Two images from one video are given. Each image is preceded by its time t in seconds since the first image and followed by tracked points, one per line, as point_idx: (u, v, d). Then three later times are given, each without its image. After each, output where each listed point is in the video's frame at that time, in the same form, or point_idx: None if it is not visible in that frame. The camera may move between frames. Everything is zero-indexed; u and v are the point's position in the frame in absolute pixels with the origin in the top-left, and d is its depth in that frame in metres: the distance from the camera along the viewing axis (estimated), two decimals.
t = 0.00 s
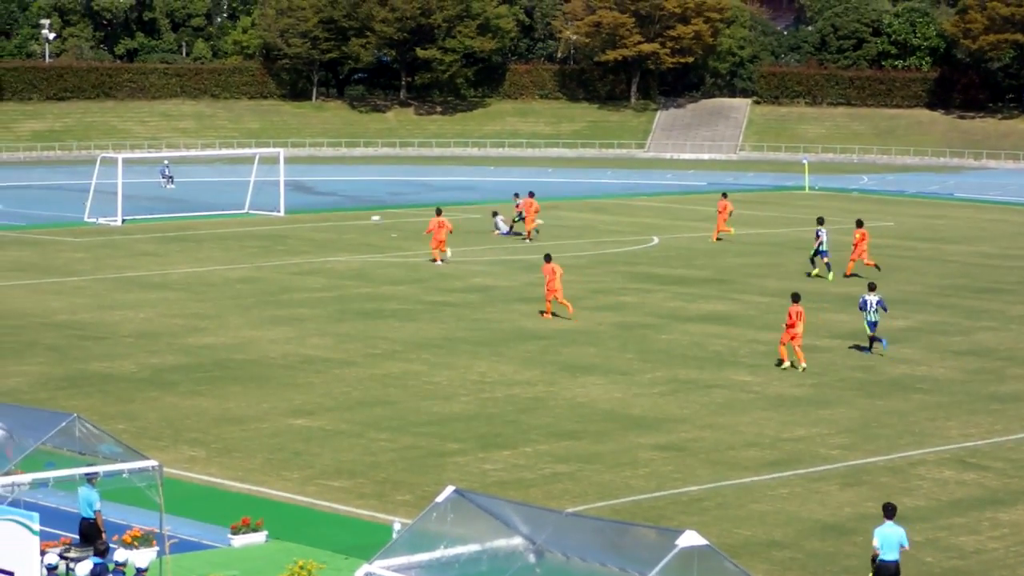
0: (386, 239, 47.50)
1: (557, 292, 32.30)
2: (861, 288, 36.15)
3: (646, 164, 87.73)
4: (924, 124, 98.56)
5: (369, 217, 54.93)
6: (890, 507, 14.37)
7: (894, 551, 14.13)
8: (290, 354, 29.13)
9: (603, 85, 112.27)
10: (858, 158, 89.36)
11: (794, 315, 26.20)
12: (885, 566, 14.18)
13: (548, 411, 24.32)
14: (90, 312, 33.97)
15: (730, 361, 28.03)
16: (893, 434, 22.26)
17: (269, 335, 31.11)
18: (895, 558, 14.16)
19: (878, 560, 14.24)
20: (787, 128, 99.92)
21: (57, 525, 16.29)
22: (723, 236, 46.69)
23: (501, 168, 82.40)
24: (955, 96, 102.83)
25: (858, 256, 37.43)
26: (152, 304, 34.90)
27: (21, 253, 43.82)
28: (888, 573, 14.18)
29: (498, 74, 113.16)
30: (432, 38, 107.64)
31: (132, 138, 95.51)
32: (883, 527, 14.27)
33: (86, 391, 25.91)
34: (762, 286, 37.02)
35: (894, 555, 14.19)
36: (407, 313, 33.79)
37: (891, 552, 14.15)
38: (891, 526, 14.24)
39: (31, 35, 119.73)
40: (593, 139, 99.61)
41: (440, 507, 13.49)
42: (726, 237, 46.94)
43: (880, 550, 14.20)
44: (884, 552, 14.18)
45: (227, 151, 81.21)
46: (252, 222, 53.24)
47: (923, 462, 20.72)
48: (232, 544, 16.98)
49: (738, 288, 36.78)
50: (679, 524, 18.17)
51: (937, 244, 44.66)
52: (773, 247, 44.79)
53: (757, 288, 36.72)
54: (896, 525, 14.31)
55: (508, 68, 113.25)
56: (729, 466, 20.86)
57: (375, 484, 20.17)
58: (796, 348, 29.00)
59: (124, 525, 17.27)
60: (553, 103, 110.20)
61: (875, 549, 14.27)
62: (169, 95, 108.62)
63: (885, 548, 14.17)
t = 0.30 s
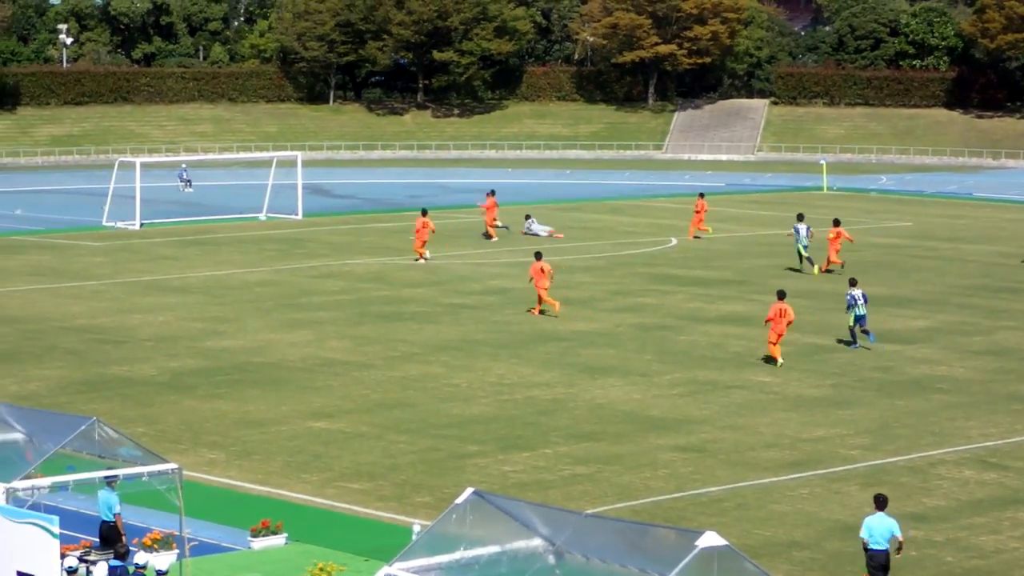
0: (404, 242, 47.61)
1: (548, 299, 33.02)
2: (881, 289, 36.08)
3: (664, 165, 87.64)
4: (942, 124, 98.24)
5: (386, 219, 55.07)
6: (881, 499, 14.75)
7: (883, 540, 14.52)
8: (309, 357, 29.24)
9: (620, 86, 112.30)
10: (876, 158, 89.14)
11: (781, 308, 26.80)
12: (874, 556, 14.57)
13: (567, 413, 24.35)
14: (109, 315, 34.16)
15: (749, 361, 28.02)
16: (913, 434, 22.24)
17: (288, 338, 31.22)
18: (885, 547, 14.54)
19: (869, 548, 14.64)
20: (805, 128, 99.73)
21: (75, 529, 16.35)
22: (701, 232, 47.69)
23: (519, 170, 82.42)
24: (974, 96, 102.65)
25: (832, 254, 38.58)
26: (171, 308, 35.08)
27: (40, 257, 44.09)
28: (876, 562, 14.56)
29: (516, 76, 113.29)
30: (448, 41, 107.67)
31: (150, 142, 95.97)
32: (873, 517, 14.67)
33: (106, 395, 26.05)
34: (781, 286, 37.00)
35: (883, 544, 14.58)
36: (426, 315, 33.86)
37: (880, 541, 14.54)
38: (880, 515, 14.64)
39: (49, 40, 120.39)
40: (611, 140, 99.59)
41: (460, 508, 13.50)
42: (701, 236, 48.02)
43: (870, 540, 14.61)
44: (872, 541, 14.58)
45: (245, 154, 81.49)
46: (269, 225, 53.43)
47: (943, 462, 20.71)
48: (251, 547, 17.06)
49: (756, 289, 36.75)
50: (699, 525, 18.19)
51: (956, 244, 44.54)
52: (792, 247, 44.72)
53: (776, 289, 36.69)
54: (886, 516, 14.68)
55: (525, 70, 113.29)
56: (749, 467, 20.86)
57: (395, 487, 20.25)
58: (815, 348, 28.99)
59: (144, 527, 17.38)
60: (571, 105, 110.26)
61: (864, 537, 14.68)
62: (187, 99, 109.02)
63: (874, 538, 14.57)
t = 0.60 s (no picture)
0: (427, 246, 47.73)
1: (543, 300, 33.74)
2: (904, 294, 35.96)
3: (688, 170, 87.58)
4: (966, 129, 97.87)
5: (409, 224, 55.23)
6: (879, 498, 14.95)
7: (884, 540, 14.71)
8: (332, 361, 29.35)
9: (644, 91, 112.43)
10: (900, 163, 88.81)
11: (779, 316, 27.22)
12: (873, 555, 14.76)
13: (590, 418, 24.38)
14: (132, 319, 34.37)
15: (772, 366, 28.01)
16: (936, 439, 22.19)
17: (312, 342, 31.35)
18: (884, 547, 14.74)
19: (868, 548, 14.81)
20: (829, 133, 99.46)
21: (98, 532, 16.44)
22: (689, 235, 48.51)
23: (542, 175, 82.51)
24: (998, 101, 102.30)
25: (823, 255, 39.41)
26: (195, 312, 35.28)
27: (64, 261, 44.36)
28: (875, 562, 14.75)
29: (540, 80, 113.39)
30: (472, 45, 107.79)
31: (173, 146, 96.41)
32: (874, 517, 14.83)
33: (129, 398, 26.21)
34: (804, 291, 36.94)
35: (883, 544, 14.77)
36: (449, 319, 33.93)
37: (881, 541, 14.74)
38: (880, 515, 14.82)
39: (75, 45, 121.12)
40: (634, 145, 99.54)
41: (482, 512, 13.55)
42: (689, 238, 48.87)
43: (873, 539, 14.77)
44: (874, 541, 14.75)
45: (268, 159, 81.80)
46: (292, 229, 53.65)
47: (967, 467, 20.66)
48: (275, 552, 17.13)
49: (780, 294, 36.66)
50: (722, 530, 18.21)
51: (980, 249, 44.36)
52: (816, 252, 44.61)
53: (799, 293, 36.62)
54: (884, 515, 14.91)
55: (548, 74, 113.30)
56: (771, 473, 20.84)
57: (417, 491, 20.33)
58: (839, 353, 28.94)
59: (167, 531, 17.51)
60: (594, 110, 110.31)
61: (865, 537, 14.84)
62: (211, 103, 109.56)
63: (877, 537, 14.74)
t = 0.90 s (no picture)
0: (430, 252, 47.65)
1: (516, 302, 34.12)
2: (907, 298, 35.91)
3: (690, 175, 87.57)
4: (969, 134, 97.81)
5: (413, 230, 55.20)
6: (856, 505, 15.10)
7: (862, 544, 14.81)
8: (335, 368, 29.32)
9: (647, 96, 112.47)
10: (903, 168, 88.78)
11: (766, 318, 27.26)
12: (850, 560, 14.82)
13: (592, 424, 24.34)
14: (135, 326, 34.36)
15: (775, 371, 27.96)
16: (939, 444, 22.14)
17: (314, 349, 31.31)
18: (861, 552, 14.83)
19: (844, 553, 14.88)
20: (832, 138, 99.45)
21: (101, 539, 16.42)
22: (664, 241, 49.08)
23: (545, 180, 82.51)
24: (1002, 105, 102.35)
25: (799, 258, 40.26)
26: (197, 318, 35.25)
27: (67, 268, 44.38)
28: (852, 566, 14.81)
29: (543, 86, 113.30)
30: (475, 51, 107.76)
31: (177, 153, 96.43)
32: (850, 523, 14.94)
33: (132, 406, 26.19)
34: (807, 296, 36.90)
35: (859, 549, 14.86)
36: (451, 325, 33.90)
37: (858, 547, 14.83)
38: (858, 521, 14.95)
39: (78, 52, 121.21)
40: (637, 150, 99.53)
41: (484, 518, 13.47)
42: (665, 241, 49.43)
43: (848, 545, 14.86)
44: (850, 546, 14.85)
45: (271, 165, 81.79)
46: (295, 236, 53.65)
47: (970, 472, 20.60)
48: (277, 558, 17.10)
49: (783, 299, 36.59)
50: (724, 536, 18.15)
51: (983, 253, 44.31)
52: (819, 257, 44.58)
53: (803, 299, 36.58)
54: (860, 522, 15.05)
55: (551, 80, 113.29)
56: (774, 478, 20.79)
57: (419, 497, 20.28)
58: (842, 359, 28.91)
59: (169, 538, 17.48)
60: (598, 115, 110.31)
61: (841, 543, 14.93)
62: (214, 110, 109.61)
63: (852, 543, 14.84)
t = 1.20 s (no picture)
0: (404, 258, 47.57)
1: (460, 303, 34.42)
2: (877, 305, 36.06)
3: (663, 181, 87.81)
4: (941, 141, 98.48)
5: (387, 235, 55.08)
6: (807, 509, 15.03)
7: (813, 547, 14.71)
8: (307, 373, 29.19)
9: (620, 102, 112.77)
10: (875, 174, 89.28)
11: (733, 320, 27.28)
12: (802, 564, 14.73)
13: (565, 429, 24.29)
14: (107, 331, 34.14)
15: (747, 377, 28.00)
16: (910, 450, 22.20)
17: (287, 354, 31.17)
18: (813, 556, 14.73)
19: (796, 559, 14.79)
20: (804, 144, 99.90)
21: (72, 543, 16.27)
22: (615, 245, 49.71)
23: (518, 186, 82.51)
24: (974, 112, 103.32)
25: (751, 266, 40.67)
26: (169, 323, 35.06)
27: (38, 273, 44.06)
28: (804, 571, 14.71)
29: (516, 92, 113.38)
30: (448, 57, 107.71)
31: (149, 158, 95.95)
32: (802, 528, 14.87)
33: (103, 410, 25.99)
34: (778, 302, 37.00)
35: (811, 553, 14.77)
36: (424, 331, 33.81)
37: (809, 550, 14.74)
38: (809, 525, 14.87)
39: (49, 57, 120.46)
40: (612, 156, 99.70)
41: (455, 523, 13.37)
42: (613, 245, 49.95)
43: (799, 550, 14.78)
44: (800, 550, 14.76)
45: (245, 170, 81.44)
46: (268, 241, 53.46)
47: (941, 478, 20.67)
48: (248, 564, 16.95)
49: (756, 305, 36.67)
50: (695, 541, 18.14)
51: (954, 260, 44.58)
52: (792, 263, 44.71)
53: (775, 305, 36.68)
54: (811, 526, 14.97)
55: (525, 86, 113.40)
56: (746, 484, 20.80)
57: (391, 503, 20.19)
58: (814, 364, 29.00)
59: (140, 543, 17.33)
60: (571, 121, 110.47)
61: (792, 548, 14.86)
62: (187, 115, 109.18)
63: (803, 547, 14.76)
